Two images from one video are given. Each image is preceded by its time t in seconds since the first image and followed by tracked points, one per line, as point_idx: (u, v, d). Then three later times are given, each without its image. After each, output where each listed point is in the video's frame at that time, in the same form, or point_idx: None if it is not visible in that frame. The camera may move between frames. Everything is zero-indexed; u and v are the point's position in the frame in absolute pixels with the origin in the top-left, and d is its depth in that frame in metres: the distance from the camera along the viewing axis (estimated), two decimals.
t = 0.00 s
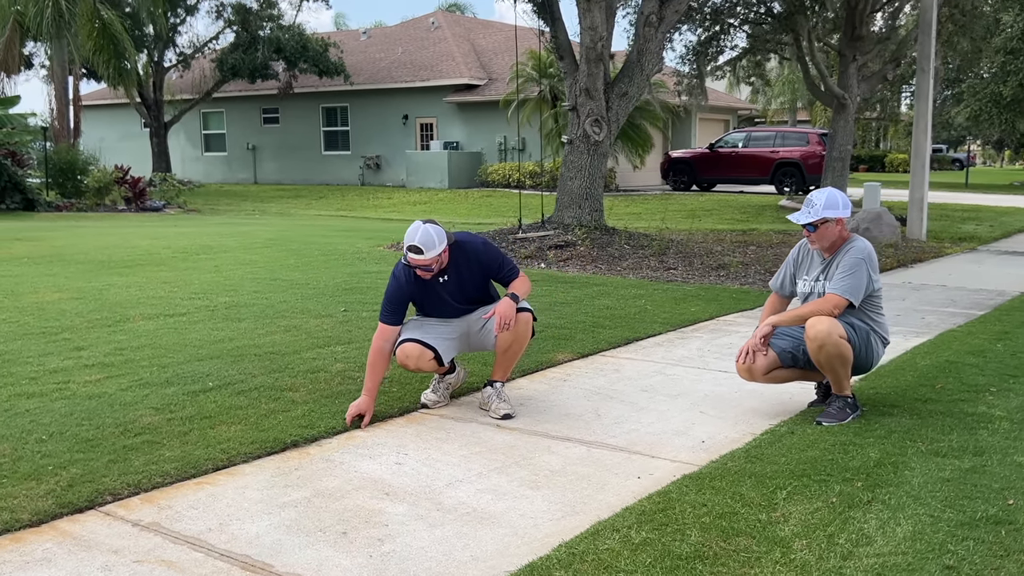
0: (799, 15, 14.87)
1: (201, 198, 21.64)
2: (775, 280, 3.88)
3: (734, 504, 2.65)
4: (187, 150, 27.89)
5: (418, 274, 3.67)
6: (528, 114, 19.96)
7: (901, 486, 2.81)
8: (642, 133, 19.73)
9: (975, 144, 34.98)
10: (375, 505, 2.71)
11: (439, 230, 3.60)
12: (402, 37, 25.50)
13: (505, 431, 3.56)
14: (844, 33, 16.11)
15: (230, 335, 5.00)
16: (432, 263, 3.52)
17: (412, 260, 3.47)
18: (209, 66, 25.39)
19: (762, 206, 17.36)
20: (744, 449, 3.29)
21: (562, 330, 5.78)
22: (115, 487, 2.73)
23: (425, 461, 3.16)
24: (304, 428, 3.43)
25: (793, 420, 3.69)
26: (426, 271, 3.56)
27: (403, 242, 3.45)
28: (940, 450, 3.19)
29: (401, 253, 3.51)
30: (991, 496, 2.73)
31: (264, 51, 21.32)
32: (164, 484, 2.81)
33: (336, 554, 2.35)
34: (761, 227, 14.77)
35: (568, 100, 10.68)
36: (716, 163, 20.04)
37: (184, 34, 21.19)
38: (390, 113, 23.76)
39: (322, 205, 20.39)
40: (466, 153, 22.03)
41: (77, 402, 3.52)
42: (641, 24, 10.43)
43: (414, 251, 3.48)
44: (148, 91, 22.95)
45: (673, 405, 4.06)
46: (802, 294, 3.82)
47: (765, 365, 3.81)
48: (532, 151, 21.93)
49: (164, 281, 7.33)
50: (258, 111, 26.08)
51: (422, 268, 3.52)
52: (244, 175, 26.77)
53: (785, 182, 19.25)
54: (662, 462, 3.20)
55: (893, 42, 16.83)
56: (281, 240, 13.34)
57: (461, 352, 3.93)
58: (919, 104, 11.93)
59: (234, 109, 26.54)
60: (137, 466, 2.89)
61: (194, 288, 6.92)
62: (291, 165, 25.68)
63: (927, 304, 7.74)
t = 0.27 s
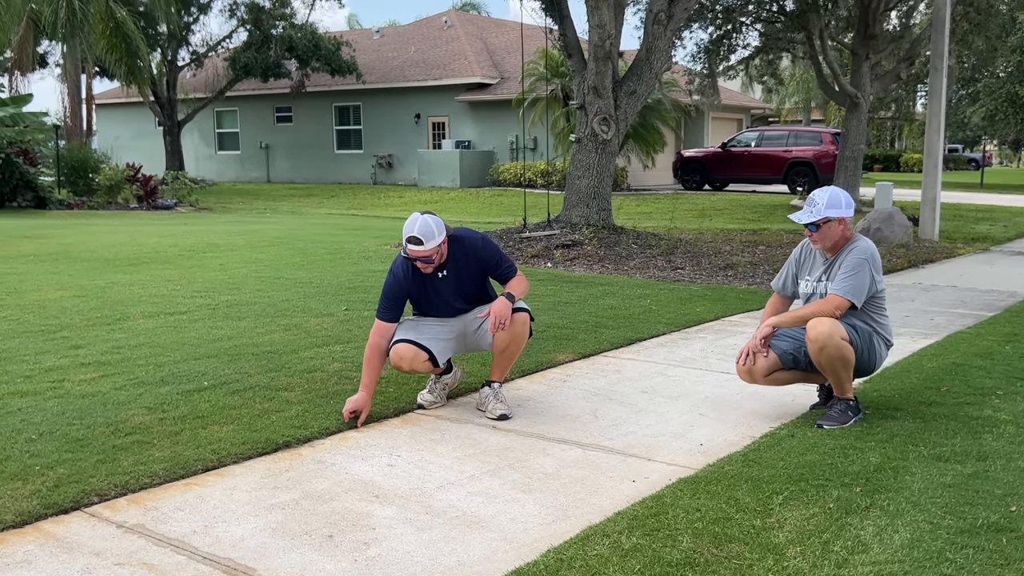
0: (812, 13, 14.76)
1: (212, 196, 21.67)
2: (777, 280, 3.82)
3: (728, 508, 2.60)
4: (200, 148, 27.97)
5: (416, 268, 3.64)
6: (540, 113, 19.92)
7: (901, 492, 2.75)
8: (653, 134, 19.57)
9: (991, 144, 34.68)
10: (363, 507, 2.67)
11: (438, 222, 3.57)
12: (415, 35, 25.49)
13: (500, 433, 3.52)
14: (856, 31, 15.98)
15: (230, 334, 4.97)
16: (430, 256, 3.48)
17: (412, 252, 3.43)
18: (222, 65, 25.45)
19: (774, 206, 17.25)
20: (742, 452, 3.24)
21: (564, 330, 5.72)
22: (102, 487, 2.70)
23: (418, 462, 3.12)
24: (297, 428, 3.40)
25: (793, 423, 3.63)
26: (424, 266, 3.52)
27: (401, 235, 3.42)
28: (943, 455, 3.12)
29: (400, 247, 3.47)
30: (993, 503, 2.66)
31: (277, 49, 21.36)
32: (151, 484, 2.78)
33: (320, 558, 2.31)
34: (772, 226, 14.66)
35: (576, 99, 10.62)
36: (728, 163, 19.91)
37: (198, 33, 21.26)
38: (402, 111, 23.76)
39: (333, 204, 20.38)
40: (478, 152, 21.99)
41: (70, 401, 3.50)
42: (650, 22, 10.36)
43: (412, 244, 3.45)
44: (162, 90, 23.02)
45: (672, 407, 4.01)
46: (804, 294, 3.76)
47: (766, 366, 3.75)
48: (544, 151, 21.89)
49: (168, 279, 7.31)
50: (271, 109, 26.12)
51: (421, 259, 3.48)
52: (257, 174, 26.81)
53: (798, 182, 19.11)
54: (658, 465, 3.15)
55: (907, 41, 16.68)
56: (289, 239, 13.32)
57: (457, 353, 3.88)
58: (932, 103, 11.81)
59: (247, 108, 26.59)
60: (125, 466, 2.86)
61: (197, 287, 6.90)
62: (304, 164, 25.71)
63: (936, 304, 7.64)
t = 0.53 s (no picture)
0: (826, 12, 14.64)
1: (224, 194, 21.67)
2: (782, 281, 3.77)
3: (725, 515, 2.54)
4: (214, 146, 28.04)
5: (415, 267, 3.60)
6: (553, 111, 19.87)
7: (904, 499, 2.69)
8: (665, 134, 19.45)
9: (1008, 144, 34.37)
10: (354, 511, 2.63)
11: (436, 220, 3.53)
12: (428, 34, 25.48)
13: (498, 435, 3.48)
14: (871, 30, 15.84)
15: (231, 332, 4.95)
16: (429, 254, 3.44)
17: (409, 250, 3.39)
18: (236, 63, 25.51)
19: (786, 206, 17.12)
20: (743, 457, 3.18)
21: (568, 331, 5.67)
22: (92, 488, 2.68)
23: (413, 465, 3.08)
24: (292, 429, 3.36)
25: (796, 427, 3.57)
26: (423, 264, 3.48)
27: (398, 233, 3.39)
28: (948, 461, 3.05)
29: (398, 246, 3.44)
30: (998, 511, 2.60)
31: (290, 47, 21.37)
32: (141, 485, 2.75)
33: (307, 563, 2.27)
34: (784, 226, 14.55)
35: (585, 97, 10.56)
36: (741, 162, 19.77)
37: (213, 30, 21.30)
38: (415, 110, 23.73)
39: (345, 202, 20.36)
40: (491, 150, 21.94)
41: (65, 400, 3.47)
42: (660, 20, 10.29)
43: (410, 241, 3.41)
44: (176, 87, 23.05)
45: (674, 409, 3.96)
46: (808, 296, 3.70)
47: (769, 369, 3.70)
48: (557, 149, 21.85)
49: (173, 277, 7.29)
50: (285, 107, 26.15)
51: (420, 258, 3.43)
52: (270, 172, 26.85)
53: (811, 182, 18.96)
54: (657, 469, 3.10)
55: (921, 40, 16.54)
56: (297, 237, 13.29)
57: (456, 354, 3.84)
58: (946, 102, 11.68)
59: (261, 106, 26.62)
60: (116, 467, 2.83)
61: (202, 285, 6.87)
62: (317, 162, 25.73)
63: (947, 306, 7.54)
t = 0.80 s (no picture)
0: (840, 9, 14.53)
1: (237, 191, 21.69)
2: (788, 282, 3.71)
3: (725, 521, 2.49)
4: (228, 143, 28.07)
5: (415, 263, 3.55)
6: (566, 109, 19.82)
7: (911, 506, 2.62)
8: (677, 133, 19.34)
9: None
10: (347, 513, 2.58)
11: (436, 214, 3.49)
12: (442, 31, 25.43)
13: (498, 436, 3.43)
14: (885, 27, 15.68)
15: (233, 330, 4.92)
16: (428, 249, 3.39)
17: (409, 245, 3.35)
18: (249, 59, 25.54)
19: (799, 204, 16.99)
20: (746, 460, 3.12)
21: (573, 330, 5.61)
22: (83, 487, 2.65)
23: (410, 466, 3.04)
24: (289, 428, 3.33)
25: (802, 430, 3.51)
26: (423, 259, 3.44)
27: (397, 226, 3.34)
28: (957, 466, 2.98)
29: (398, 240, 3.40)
30: (1007, 519, 2.53)
31: (303, 44, 21.37)
32: (134, 485, 2.72)
33: (296, 568, 2.23)
34: (797, 225, 14.42)
35: (595, 93, 10.49)
36: (755, 160, 19.62)
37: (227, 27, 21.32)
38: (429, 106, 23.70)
39: (357, 199, 20.34)
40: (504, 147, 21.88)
41: (62, 397, 3.45)
42: (671, 17, 10.20)
43: (409, 235, 3.36)
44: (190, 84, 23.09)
45: (678, 410, 3.90)
46: (815, 297, 3.64)
47: (774, 370, 3.64)
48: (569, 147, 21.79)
49: (179, 274, 7.27)
50: (298, 104, 26.16)
51: (420, 252, 3.39)
52: (284, 169, 26.87)
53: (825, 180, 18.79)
54: (657, 472, 3.04)
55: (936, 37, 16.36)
56: (305, 234, 13.27)
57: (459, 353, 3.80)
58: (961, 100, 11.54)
59: (276, 103, 26.65)
60: (108, 466, 2.80)
61: (206, 281, 6.85)
62: (331, 159, 25.74)
63: (960, 307, 7.43)
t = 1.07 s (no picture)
0: (855, 6, 14.39)
1: (249, 187, 21.70)
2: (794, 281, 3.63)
3: (723, 528, 2.42)
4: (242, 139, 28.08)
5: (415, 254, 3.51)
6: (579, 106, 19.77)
7: (914, 513, 2.55)
8: (690, 130, 19.20)
9: None
10: (336, 516, 2.53)
11: (437, 203, 3.47)
12: (456, 28, 25.36)
13: (494, 438, 3.37)
14: (900, 25, 15.50)
15: (233, 327, 4.88)
16: (430, 237, 3.36)
17: (410, 232, 3.32)
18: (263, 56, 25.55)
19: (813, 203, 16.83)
20: (747, 464, 3.05)
21: (577, 330, 5.55)
22: (70, 488, 2.60)
23: (404, 468, 2.99)
24: (283, 429, 3.28)
25: (805, 434, 3.44)
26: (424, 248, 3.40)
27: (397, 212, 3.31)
28: (962, 472, 2.90)
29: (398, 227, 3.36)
30: (1014, 527, 2.45)
31: (316, 41, 21.35)
32: (121, 486, 2.67)
33: (281, 573, 2.18)
34: (810, 224, 14.28)
35: (605, 90, 10.39)
36: (769, 158, 19.46)
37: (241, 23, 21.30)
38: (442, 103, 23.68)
39: (369, 196, 20.30)
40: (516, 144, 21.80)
41: (55, 396, 3.41)
42: (682, 12, 10.11)
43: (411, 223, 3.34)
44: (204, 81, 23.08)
45: (680, 412, 3.83)
46: (820, 297, 3.56)
47: (778, 372, 3.57)
48: (582, 144, 21.72)
49: (183, 271, 7.23)
50: (312, 101, 26.16)
51: (420, 240, 3.36)
52: (297, 165, 26.89)
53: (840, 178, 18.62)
54: (656, 476, 2.98)
55: (952, 35, 16.17)
56: (314, 230, 13.22)
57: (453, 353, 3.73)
58: (977, 97, 11.38)
59: (289, 100, 26.65)
60: (97, 467, 2.76)
61: (210, 278, 6.81)
62: (344, 155, 25.73)
63: (973, 307, 7.31)
